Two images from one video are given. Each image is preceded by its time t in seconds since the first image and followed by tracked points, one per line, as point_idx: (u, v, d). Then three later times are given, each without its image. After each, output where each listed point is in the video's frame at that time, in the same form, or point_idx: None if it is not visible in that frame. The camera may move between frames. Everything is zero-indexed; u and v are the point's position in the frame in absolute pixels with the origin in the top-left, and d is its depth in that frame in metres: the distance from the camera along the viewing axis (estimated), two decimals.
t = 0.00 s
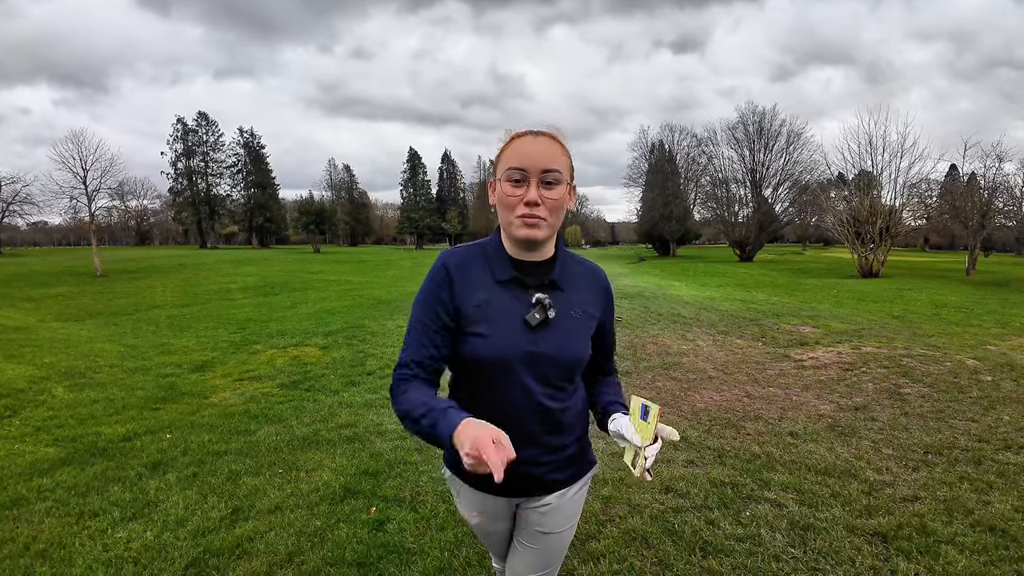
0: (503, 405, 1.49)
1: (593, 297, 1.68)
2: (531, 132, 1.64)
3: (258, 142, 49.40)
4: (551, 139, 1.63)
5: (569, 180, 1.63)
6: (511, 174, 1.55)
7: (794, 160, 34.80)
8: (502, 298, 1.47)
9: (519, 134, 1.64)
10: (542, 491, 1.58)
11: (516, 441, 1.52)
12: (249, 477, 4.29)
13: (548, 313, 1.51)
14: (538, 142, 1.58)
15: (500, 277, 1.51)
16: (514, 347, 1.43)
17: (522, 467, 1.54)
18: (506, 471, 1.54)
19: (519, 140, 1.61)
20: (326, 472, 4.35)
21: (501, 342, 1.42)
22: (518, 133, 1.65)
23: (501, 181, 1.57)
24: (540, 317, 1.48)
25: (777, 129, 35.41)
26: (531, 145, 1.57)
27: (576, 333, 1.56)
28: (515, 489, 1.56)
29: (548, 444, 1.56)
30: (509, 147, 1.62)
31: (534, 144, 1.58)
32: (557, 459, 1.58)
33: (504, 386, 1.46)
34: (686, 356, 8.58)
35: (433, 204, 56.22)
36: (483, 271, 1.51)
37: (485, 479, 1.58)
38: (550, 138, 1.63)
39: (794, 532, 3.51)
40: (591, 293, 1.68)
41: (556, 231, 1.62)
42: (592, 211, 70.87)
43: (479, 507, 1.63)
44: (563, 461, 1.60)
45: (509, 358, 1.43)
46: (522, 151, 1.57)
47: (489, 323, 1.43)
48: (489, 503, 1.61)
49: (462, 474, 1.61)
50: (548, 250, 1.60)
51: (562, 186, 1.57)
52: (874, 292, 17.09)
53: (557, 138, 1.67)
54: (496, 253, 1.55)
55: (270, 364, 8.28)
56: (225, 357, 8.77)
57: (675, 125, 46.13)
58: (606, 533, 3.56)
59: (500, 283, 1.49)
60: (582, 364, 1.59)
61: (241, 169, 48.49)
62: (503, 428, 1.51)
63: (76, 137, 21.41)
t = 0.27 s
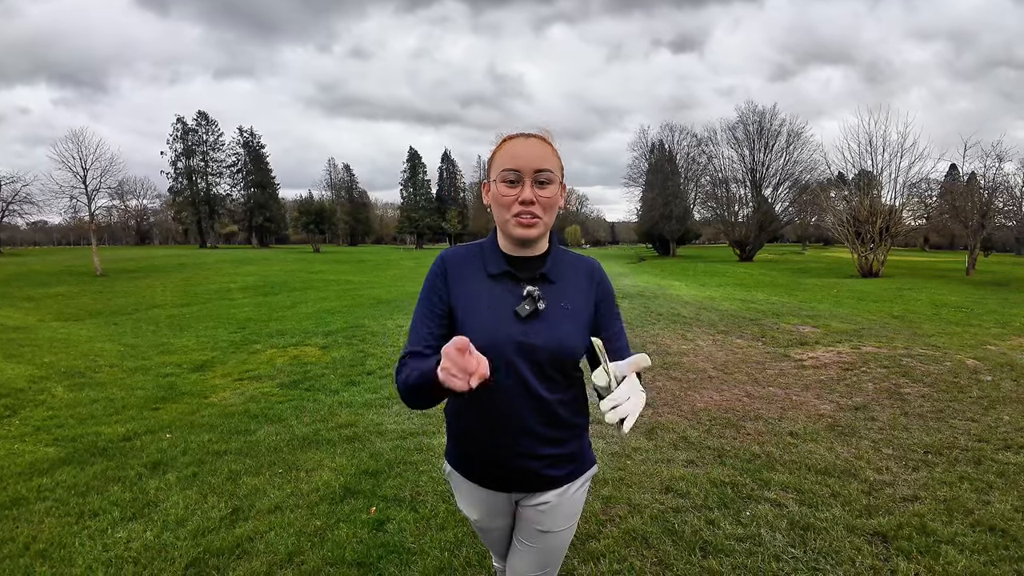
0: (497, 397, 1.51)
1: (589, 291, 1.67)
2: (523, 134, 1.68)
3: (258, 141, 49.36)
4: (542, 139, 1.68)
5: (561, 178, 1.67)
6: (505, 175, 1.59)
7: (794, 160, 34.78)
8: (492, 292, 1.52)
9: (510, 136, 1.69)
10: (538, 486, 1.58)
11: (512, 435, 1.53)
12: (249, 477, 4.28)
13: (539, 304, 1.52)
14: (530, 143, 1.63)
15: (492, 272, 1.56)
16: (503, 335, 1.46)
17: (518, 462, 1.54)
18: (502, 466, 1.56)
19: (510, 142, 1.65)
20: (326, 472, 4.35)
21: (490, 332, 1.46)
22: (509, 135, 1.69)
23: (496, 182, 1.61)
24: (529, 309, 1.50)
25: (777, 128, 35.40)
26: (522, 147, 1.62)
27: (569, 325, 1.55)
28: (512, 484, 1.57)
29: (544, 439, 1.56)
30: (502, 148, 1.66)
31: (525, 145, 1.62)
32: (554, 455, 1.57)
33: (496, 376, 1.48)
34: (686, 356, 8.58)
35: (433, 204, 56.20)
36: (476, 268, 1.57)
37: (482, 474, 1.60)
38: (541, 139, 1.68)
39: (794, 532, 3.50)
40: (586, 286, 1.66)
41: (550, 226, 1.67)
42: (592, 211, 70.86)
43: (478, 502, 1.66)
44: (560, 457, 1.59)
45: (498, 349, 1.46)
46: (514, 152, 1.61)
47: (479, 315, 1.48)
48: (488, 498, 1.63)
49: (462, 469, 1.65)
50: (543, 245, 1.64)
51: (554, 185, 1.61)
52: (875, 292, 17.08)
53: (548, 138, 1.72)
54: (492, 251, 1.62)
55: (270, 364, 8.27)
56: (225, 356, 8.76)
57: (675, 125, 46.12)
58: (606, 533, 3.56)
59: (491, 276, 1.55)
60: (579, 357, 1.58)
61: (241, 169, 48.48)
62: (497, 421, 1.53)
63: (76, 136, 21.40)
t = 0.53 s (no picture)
0: (492, 390, 1.52)
1: (586, 286, 1.65)
2: (517, 135, 1.70)
3: (258, 141, 49.34)
4: (536, 141, 1.69)
5: (554, 178, 1.68)
6: (499, 173, 1.60)
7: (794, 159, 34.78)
8: (486, 288, 1.54)
9: (504, 137, 1.70)
10: (534, 483, 1.57)
11: (507, 431, 1.54)
12: (249, 477, 4.28)
13: (531, 299, 1.53)
14: (523, 144, 1.63)
15: (487, 269, 1.57)
16: (495, 329, 1.48)
17: (512, 457, 1.55)
18: (497, 461, 1.56)
19: (504, 143, 1.66)
20: (326, 472, 4.35)
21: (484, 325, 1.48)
22: (503, 136, 1.70)
23: (489, 181, 1.62)
24: (522, 303, 1.51)
25: (777, 128, 35.38)
26: (516, 146, 1.62)
27: (563, 320, 1.54)
28: (507, 479, 1.57)
29: (539, 435, 1.55)
30: (496, 149, 1.67)
31: (518, 146, 1.63)
32: (549, 451, 1.56)
33: (490, 370, 1.50)
34: (686, 356, 8.58)
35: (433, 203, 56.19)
36: (472, 265, 1.60)
37: (479, 468, 1.61)
38: (535, 141, 1.69)
39: (794, 532, 3.51)
40: (582, 282, 1.64)
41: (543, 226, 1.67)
42: (591, 210, 70.84)
43: (475, 498, 1.67)
44: (556, 454, 1.57)
45: (491, 343, 1.48)
46: (508, 151, 1.62)
47: (472, 309, 1.52)
48: (485, 494, 1.64)
49: (461, 464, 1.67)
50: (537, 243, 1.64)
51: (546, 183, 1.61)
52: (875, 292, 17.07)
53: (542, 139, 1.73)
54: (487, 250, 1.63)
55: (270, 363, 8.27)
56: (225, 356, 8.75)
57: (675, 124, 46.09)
58: (606, 532, 3.56)
59: (486, 274, 1.57)
60: (574, 352, 1.56)
61: (241, 168, 48.48)
62: (492, 415, 1.54)
63: (76, 136, 21.38)
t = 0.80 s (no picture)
0: (499, 384, 1.51)
1: (583, 283, 1.69)
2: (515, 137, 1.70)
3: (258, 141, 49.33)
4: (534, 143, 1.70)
5: (551, 179, 1.68)
6: (496, 174, 1.60)
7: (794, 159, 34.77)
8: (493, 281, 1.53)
9: (502, 140, 1.70)
10: (539, 478, 1.58)
11: (514, 426, 1.54)
12: (249, 476, 4.29)
13: (536, 295, 1.54)
14: (521, 144, 1.64)
15: (492, 266, 1.56)
16: (503, 323, 1.47)
17: (518, 453, 1.55)
18: (503, 456, 1.56)
19: (502, 145, 1.67)
20: (327, 471, 4.35)
21: (492, 319, 1.47)
22: (501, 140, 1.71)
23: (487, 180, 1.62)
24: (528, 299, 1.52)
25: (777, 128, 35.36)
26: (514, 147, 1.63)
27: (566, 316, 1.57)
28: (512, 475, 1.57)
29: (544, 431, 1.56)
30: (494, 150, 1.68)
31: (516, 147, 1.64)
32: (553, 447, 1.57)
33: (500, 364, 1.49)
34: (686, 356, 8.57)
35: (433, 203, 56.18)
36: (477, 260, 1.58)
37: (483, 464, 1.60)
38: (533, 142, 1.70)
39: (794, 532, 3.51)
40: (579, 280, 1.68)
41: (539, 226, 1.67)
42: (591, 210, 70.82)
43: (478, 495, 1.66)
44: (559, 448, 1.59)
45: (499, 338, 1.46)
46: (506, 153, 1.62)
47: (479, 301, 1.48)
48: (488, 491, 1.63)
49: (464, 461, 1.65)
50: (533, 243, 1.64)
51: (542, 184, 1.61)
52: (875, 292, 17.07)
53: (539, 142, 1.73)
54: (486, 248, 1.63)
55: (270, 363, 8.27)
56: (225, 356, 8.75)
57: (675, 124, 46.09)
58: (606, 532, 3.56)
59: (489, 270, 1.55)
60: (575, 346, 1.59)
61: (241, 168, 48.48)
62: (498, 410, 1.53)
63: (76, 136, 21.39)
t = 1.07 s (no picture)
0: (513, 384, 1.50)
1: (582, 280, 1.72)
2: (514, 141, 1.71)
3: (258, 141, 49.34)
4: (533, 145, 1.71)
5: (550, 179, 1.68)
6: (499, 176, 1.59)
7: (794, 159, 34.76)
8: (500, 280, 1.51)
9: (501, 145, 1.71)
10: (544, 474, 1.59)
11: (523, 425, 1.53)
12: (249, 476, 4.29)
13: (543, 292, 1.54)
14: (522, 147, 1.65)
15: (498, 266, 1.55)
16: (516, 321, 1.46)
17: (527, 450, 1.54)
18: (511, 456, 1.55)
19: (503, 148, 1.68)
20: (327, 471, 4.36)
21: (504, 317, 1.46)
22: (501, 144, 1.72)
23: (491, 183, 1.61)
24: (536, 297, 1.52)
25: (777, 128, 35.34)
26: (515, 150, 1.64)
27: (570, 313, 1.58)
28: (519, 473, 1.57)
29: (551, 427, 1.56)
30: (494, 154, 1.68)
31: (518, 149, 1.65)
32: (559, 443, 1.58)
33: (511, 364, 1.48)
34: (686, 356, 8.57)
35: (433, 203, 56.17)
36: (483, 260, 1.57)
37: (490, 464, 1.59)
38: (532, 144, 1.71)
39: (794, 531, 3.51)
40: (579, 278, 1.72)
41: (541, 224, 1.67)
42: (591, 210, 70.82)
43: (483, 493, 1.66)
44: (566, 444, 1.60)
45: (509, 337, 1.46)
46: (508, 155, 1.63)
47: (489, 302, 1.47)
48: (493, 489, 1.63)
49: (469, 461, 1.64)
50: (535, 241, 1.64)
51: (544, 183, 1.62)
52: (875, 292, 17.06)
53: (538, 145, 1.74)
54: (490, 248, 1.62)
55: (270, 363, 8.26)
56: (225, 356, 8.75)
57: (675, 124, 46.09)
58: (606, 532, 3.56)
59: (497, 271, 1.54)
60: (578, 343, 1.61)
61: (241, 168, 48.48)
62: (508, 410, 1.52)
63: (76, 136, 21.40)
